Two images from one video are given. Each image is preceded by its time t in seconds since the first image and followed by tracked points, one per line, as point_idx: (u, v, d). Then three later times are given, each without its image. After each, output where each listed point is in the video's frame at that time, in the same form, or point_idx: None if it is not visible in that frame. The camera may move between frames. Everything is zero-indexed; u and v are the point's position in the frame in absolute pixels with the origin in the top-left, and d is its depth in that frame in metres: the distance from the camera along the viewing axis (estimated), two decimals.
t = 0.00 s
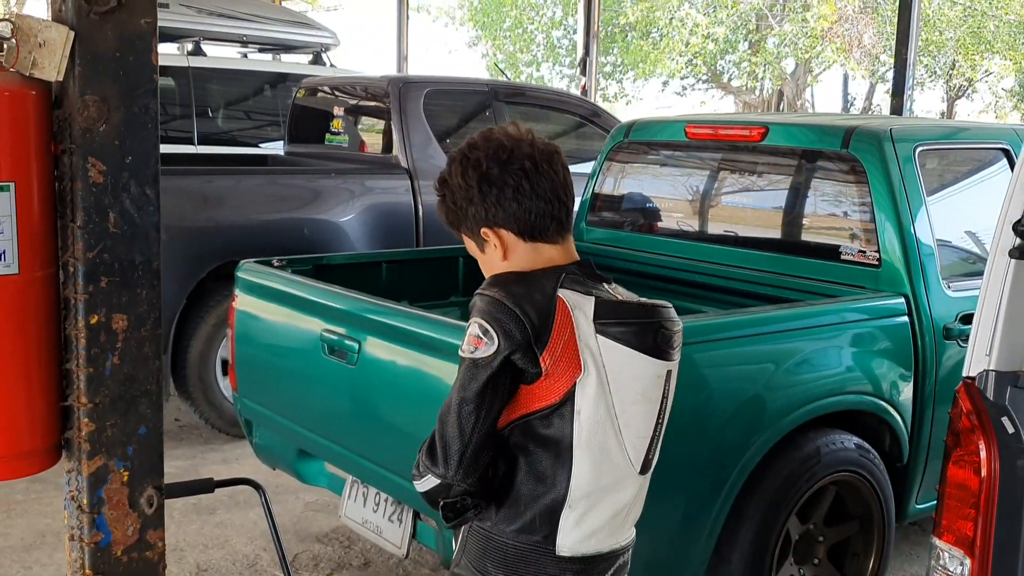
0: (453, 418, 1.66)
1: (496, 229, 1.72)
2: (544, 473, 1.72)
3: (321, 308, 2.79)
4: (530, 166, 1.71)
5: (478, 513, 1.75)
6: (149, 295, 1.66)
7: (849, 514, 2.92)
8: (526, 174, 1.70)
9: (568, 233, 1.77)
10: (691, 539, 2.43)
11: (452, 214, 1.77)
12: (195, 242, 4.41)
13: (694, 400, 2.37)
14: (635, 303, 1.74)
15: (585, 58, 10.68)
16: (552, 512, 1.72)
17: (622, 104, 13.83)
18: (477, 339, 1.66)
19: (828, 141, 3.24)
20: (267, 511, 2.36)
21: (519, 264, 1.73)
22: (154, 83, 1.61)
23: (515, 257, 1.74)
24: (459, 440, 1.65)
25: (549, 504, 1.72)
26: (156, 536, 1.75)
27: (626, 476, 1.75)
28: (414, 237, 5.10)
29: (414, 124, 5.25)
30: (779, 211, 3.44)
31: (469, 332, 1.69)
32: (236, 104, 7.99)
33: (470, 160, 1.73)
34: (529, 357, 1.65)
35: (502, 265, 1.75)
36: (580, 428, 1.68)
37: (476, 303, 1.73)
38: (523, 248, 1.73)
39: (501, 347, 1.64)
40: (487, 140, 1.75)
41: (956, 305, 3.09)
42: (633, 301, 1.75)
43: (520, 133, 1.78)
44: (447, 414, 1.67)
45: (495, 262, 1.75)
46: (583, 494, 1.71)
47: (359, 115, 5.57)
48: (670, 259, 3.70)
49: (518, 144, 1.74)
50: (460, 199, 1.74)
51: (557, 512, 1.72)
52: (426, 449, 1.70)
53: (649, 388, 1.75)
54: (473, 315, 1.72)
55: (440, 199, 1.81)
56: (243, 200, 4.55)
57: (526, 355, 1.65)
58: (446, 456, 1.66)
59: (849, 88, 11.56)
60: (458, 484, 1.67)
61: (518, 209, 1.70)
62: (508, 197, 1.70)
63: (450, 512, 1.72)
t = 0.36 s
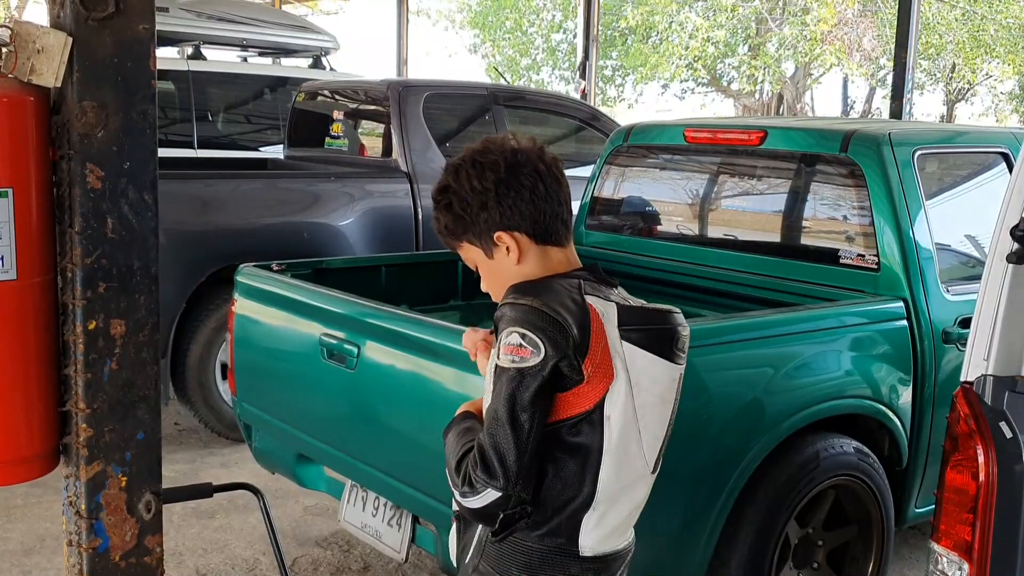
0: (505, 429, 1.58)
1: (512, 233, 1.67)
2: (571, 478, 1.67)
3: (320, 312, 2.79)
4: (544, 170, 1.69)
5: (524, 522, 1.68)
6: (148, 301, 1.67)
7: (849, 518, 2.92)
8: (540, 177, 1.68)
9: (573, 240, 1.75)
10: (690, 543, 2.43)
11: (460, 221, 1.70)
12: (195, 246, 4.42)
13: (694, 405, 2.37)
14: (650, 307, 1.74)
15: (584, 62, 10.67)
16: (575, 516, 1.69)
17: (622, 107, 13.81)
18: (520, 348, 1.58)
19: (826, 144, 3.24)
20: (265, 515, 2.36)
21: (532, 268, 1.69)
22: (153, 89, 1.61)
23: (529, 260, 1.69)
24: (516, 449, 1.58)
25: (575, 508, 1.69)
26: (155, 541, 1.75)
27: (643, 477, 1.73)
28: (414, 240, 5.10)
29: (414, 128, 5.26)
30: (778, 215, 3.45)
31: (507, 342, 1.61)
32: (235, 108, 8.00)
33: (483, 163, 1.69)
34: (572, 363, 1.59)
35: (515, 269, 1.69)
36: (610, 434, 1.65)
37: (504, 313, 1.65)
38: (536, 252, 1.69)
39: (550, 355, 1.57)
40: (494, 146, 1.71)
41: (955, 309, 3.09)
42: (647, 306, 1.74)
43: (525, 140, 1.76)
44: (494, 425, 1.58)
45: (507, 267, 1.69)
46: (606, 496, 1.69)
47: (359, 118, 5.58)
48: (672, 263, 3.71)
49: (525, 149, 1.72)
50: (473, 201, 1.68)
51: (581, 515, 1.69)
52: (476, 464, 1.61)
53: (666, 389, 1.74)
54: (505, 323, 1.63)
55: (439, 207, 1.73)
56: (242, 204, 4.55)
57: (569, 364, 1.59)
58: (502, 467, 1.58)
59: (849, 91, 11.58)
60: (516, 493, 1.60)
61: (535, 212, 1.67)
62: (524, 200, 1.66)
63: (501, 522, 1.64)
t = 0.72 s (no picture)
0: (530, 418, 1.53)
1: (505, 230, 1.65)
2: (589, 466, 1.64)
3: (320, 314, 2.80)
4: (537, 169, 1.70)
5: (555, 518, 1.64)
6: (149, 303, 1.67)
7: (850, 520, 2.92)
8: (534, 175, 1.68)
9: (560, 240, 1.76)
10: (690, 544, 2.43)
11: (451, 217, 1.67)
12: (195, 247, 4.42)
13: (694, 406, 2.37)
14: (623, 291, 1.80)
15: (583, 64, 10.68)
16: (596, 505, 1.67)
17: (624, 108, 13.62)
18: (535, 337, 1.55)
19: (827, 147, 3.26)
20: (265, 516, 2.36)
21: (523, 266, 1.68)
22: (153, 91, 1.61)
23: (520, 258, 1.67)
24: (545, 438, 1.54)
25: (596, 496, 1.67)
26: (156, 543, 1.75)
27: (651, 457, 1.74)
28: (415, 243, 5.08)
29: (415, 130, 5.27)
30: (778, 217, 3.45)
31: (515, 333, 1.57)
32: (235, 110, 8.00)
33: (477, 159, 1.67)
34: (587, 349, 1.59)
35: (506, 267, 1.67)
36: (623, 417, 1.65)
37: (502, 307, 1.62)
38: (528, 250, 1.68)
39: (566, 340, 1.56)
40: (485, 143, 1.70)
41: (955, 311, 3.09)
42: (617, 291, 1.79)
43: (514, 140, 1.76)
44: (520, 416, 1.54)
45: (497, 265, 1.68)
46: (624, 481, 1.68)
47: (359, 121, 5.58)
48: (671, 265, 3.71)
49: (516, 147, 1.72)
50: (467, 197, 1.66)
51: (602, 504, 1.67)
52: (505, 461, 1.55)
53: (661, 366, 1.76)
54: (508, 316, 1.60)
55: (427, 203, 1.70)
56: (243, 206, 4.55)
57: (583, 348, 1.58)
58: (536, 457, 1.53)
59: (848, 94, 12.09)
60: (551, 483, 1.56)
61: (529, 210, 1.67)
62: (520, 197, 1.66)
63: (537, 517, 1.59)
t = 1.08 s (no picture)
0: (508, 429, 1.49)
1: (495, 227, 1.59)
2: (572, 471, 1.61)
3: (322, 316, 2.80)
4: (539, 167, 1.63)
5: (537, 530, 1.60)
6: (156, 304, 1.67)
7: (852, 523, 2.92)
8: (535, 174, 1.62)
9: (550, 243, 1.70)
10: (693, 546, 2.43)
11: (443, 206, 1.61)
12: (197, 250, 4.43)
13: (695, 409, 2.37)
14: (604, 286, 1.76)
15: (585, 68, 10.72)
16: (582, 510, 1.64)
17: (624, 112, 14.19)
18: (512, 346, 1.50)
19: (829, 151, 3.25)
20: (269, 518, 2.36)
21: (510, 267, 1.62)
22: (161, 93, 1.62)
23: (507, 258, 1.62)
24: (524, 450, 1.49)
25: (581, 502, 1.63)
26: (163, 544, 1.76)
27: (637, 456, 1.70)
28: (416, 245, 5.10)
29: (416, 133, 5.28)
30: (780, 221, 3.46)
31: (492, 341, 1.52)
32: (237, 113, 8.03)
33: (478, 149, 1.60)
34: (567, 355, 1.55)
35: (491, 266, 1.61)
36: (607, 420, 1.61)
37: (481, 313, 1.57)
38: (517, 251, 1.62)
39: (544, 348, 1.52)
40: (489, 133, 1.63)
41: (957, 315, 3.09)
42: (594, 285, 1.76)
43: (519, 132, 1.69)
44: (498, 427, 1.49)
45: (482, 262, 1.61)
46: (609, 485, 1.65)
47: (360, 124, 5.59)
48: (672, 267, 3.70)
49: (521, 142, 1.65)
50: (462, 187, 1.59)
51: (588, 509, 1.64)
52: (484, 473, 1.50)
53: (642, 362, 1.73)
54: (485, 323, 1.55)
55: (420, 187, 1.63)
56: (244, 209, 4.55)
57: (563, 356, 1.54)
58: (515, 470, 1.49)
59: (849, 98, 12.29)
60: (531, 496, 1.51)
61: (524, 209, 1.61)
62: (517, 195, 1.60)
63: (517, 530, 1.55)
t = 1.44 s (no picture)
0: (481, 472, 1.50)
1: (504, 236, 1.58)
2: (547, 496, 1.60)
3: (325, 319, 2.80)
4: (558, 180, 1.60)
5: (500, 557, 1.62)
6: (161, 307, 1.68)
7: (853, 527, 2.92)
8: (553, 186, 1.59)
9: (567, 256, 1.67)
10: (695, 549, 2.43)
11: (455, 207, 1.60)
12: (199, 253, 4.43)
13: (698, 413, 2.37)
14: (625, 313, 1.68)
15: (587, 71, 10.76)
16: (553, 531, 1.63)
17: (625, 115, 14.58)
18: (500, 391, 1.51)
19: (831, 154, 3.25)
20: (272, 521, 2.36)
21: (517, 279, 1.60)
22: (167, 97, 1.62)
23: (515, 268, 1.60)
24: (491, 495, 1.51)
25: (551, 527, 1.63)
26: (167, 546, 1.76)
27: (623, 485, 1.69)
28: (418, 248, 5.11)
29: (418, 136, 5.28)
30: (782, 223, 3.46)
31: (482, 379, 1.53)
32: (238, 116, 8.03)
33: (496, 154, 1.58)
34: (557, 404, 1.53)
35: (498, 275, 1.60)
36: (590, 453, 1.59)
37: (478, 342, 1.57)
38: (526, 263, 1.60)
39: (532, 397, 1.50)
40: (511, 139, 1.61)
41: (959, 318, 3.09)
42: (618, 310, 1.69)
43: (545, 141, 1.66)
44: (471, 468, 1.51)
45: (489, 271, 1.61)
46: (585, 513, 1.63)
47: (362, 127, 5.60)
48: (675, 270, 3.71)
49: (544, 151, 1.62)
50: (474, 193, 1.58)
51: (558, 532, 1.63)
52: (446, 511, 1.52)
53: (642, 397, 1.71)
54: (481, 356, 1.55)
55: (436, 186, 1.63)
56: (246, 212, 4.56)
57: (552, 404, 1.53)
58: (478, 513, 1.50)
59: (850, 101, 12.47)
60: (492, 540, 1.53)
61: (536, 222, 1.58)
62: (529, 206, 1.57)
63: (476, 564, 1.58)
